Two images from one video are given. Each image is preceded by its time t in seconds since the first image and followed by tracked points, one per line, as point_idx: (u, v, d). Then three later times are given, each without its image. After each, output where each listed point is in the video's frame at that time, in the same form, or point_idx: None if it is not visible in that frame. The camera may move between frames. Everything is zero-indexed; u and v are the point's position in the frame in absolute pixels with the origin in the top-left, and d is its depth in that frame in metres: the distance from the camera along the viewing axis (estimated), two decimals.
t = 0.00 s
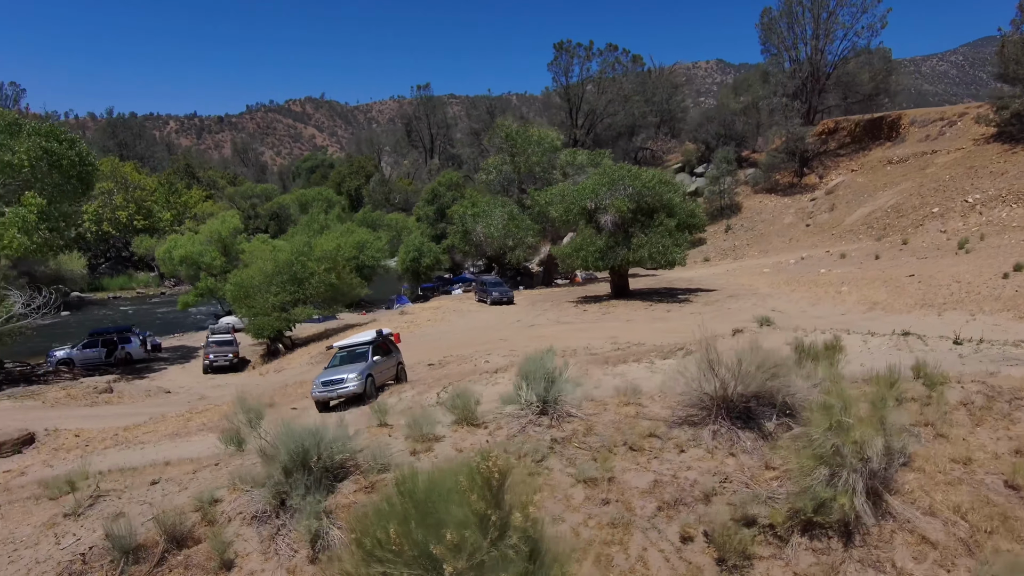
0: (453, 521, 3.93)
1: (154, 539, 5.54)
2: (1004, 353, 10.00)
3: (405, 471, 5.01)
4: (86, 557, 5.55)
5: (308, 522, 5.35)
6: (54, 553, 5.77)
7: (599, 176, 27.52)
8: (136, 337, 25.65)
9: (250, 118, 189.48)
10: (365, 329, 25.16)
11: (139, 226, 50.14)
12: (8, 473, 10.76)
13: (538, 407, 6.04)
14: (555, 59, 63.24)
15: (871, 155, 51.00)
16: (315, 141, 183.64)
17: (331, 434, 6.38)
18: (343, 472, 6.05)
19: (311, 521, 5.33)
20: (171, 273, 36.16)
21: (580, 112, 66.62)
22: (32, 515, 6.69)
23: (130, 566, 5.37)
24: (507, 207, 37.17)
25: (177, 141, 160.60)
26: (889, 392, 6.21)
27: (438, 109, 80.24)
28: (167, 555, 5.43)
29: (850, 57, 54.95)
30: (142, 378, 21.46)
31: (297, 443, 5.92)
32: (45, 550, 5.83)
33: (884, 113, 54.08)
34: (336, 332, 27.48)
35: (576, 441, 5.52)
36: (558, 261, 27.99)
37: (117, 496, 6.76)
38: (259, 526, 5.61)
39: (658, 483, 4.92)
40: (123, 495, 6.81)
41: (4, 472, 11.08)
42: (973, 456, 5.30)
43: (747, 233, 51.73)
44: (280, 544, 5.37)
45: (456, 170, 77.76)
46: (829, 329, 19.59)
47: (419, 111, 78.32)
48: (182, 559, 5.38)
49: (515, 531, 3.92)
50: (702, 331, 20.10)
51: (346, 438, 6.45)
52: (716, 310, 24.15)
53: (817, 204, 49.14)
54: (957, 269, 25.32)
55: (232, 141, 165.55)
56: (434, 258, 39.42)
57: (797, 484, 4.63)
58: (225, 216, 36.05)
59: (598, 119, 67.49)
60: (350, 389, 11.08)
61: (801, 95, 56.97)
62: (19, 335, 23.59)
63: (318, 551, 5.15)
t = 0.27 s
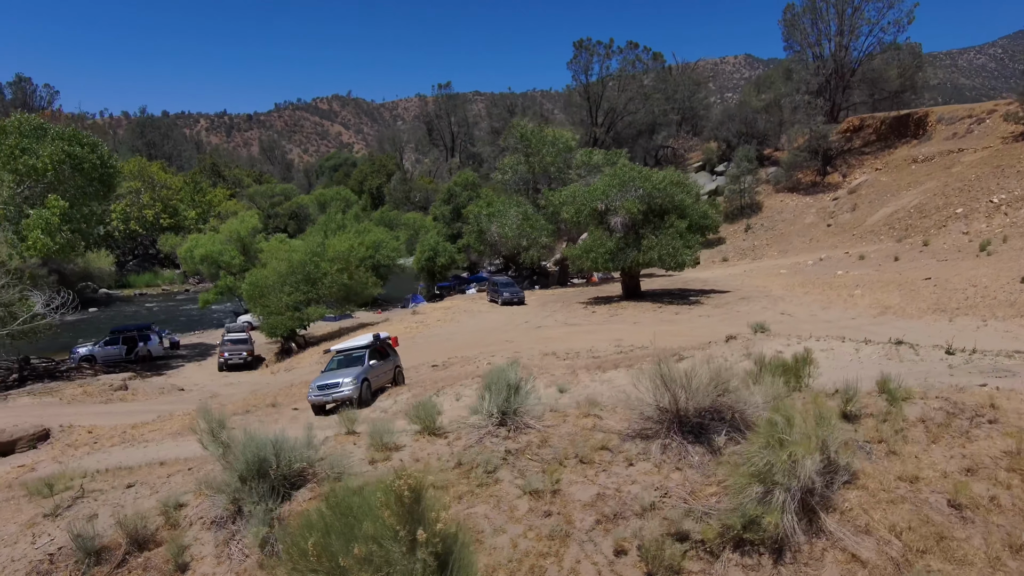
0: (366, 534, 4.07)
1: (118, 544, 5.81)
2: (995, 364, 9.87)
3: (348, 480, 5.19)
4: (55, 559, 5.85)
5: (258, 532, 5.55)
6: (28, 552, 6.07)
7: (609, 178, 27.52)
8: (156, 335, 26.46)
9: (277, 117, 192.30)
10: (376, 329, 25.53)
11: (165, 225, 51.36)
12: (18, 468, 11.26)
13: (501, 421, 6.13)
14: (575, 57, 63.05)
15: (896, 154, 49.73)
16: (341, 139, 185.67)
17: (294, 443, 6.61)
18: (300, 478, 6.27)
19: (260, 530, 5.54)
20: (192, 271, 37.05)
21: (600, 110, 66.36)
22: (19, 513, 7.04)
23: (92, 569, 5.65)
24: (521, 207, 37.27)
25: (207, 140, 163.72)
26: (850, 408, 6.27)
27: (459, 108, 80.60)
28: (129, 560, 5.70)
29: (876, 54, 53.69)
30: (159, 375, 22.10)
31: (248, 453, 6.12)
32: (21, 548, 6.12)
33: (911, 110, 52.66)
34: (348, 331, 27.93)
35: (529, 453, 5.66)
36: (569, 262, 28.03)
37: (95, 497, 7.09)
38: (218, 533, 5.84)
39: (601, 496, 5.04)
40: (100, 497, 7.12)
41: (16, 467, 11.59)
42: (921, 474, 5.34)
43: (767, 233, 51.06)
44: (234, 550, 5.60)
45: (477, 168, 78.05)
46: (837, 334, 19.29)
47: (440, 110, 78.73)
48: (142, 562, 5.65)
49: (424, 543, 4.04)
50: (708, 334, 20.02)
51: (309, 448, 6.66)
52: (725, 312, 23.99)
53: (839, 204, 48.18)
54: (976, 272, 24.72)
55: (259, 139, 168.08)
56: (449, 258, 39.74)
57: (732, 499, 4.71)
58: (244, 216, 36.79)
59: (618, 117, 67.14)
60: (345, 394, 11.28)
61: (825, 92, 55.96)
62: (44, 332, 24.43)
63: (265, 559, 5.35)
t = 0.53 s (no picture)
0: (290, 547, 4.15)
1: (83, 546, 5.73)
2: (989, 374, 9.70)
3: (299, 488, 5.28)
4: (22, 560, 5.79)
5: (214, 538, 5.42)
6: None
7: (620, 178, 27.42)
8: (173, 332, 27.09)
9: (303, 115, 194.56)
10: (386, 328, 25.78)
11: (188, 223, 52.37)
12: (26, 465, 11.64)
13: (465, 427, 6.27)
14: (594, 54, 62.70)
15: (922, 153, 48.13)
16: (365, 135, 187.21)
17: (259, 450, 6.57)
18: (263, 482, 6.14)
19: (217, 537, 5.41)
20: (212, 270, 37.75)
21: (619, 108, 65.91)
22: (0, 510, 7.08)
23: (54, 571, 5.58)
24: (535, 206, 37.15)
25: (234, 138, 166.27)
26: (814, 422, 6.28)
27: (479, 106, 80.71)
28: (92, 562, 5.63)
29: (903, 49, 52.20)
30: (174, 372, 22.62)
31: (211, 460, 5.98)
32: None
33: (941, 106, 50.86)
34: (361, 330, 28.26)
35: (487, 463, 5.76)
36: (579, 263, 27.97)
37: (74, 495, 6.99)
38: (181, 534, 5.73)
39: (551, 508, 5.12)
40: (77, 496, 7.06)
41: (25, 463, 11.98)
42: (877, 491, 5.30)
43: (788, 232, 50.25)
44: (192, 555, 5.48)
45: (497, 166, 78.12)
46: (845, 338, 18.98)
47: (460, 108, 78.91)
48: (105, 564, 5.58)
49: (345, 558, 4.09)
50: (715, 338, 19.86)
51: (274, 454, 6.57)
52: (735, 314, 23.76)
53: (861, 203, 47.10)
54: (996, 275, 24.06)
55: (285, 137, 170.24)
56: (464, 257, 39.90)
57: (675, 514, 4.72)
58: (262, 215, 37.38)
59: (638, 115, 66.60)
60: (341, 397, 11.30)
61: (849, 89, 54.84)
62: (66, 329, 25.14)
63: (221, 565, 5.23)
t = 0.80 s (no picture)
0: (221, 559, 4.21)
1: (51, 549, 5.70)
2: (987, 384, 9.47)
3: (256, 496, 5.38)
4: None
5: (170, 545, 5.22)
6: None
7: (633, 178, 27.25)
8: (190, 329, 27.65)
9: (329, 112, 196.55)
10: (397, 327, 25.97)
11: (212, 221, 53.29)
12: (35, 459, 12.02)
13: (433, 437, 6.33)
14: (615, 51, 62.25)
15: (950, 149, 46.86)
16: (390, 132, 188.47)
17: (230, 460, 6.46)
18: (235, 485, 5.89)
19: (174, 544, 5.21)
20: (232, 267, 38.39)
21: (640, 104, 65.34)
22: None
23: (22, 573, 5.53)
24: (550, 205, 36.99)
25: (261, 135, 168.78)
26: (785, 435, 6.21)
27: (500, 103, 80.67)
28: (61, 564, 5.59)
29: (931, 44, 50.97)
30: (190, 368, 23.10)
31: (177, 466, 5.81)
32: None
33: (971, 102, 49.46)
34: (374, 328, 28.55)
35: (450, 473, 5.82)
36: (591, 262, 27.87)
37: (56, 497, 6.99)
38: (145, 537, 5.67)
39: (505, 521, 5.16)
40: (57, 499, 6.96)
41: (35, 458, 12.37)
42: (837, 509, 5.22)
43: (810, 231, 49.36)
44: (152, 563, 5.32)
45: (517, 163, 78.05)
46: (856, 341, 18.63)
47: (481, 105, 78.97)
48: (72, 565, 5.54)
49: (275, 572, 4.07)
50: (723, 340, 19.67)
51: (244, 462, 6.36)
52: (747, 316, 23.48)
53: (886, 201, 45.98)
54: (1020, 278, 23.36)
55: (310, 134, 172.15)
56: (480, 255, 40.00)
57: (623, 530, 4.72)
58: (281, 213, 37.90)
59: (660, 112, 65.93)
60: (337, 399, 11.34)
61: (875, 84, 53.64)
62: (88, 325, 25.82)
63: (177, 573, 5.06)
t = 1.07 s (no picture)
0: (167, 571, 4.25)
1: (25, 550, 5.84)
2: (988, 395, 9.21)
3: (221, 505, 5.45)
4: None
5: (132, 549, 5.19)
6: None
7: (646, 176, 26.97)
8: (208, 325, 28.10)
9: (354, 107, 197.94)
10: (408, 325, 26.14)
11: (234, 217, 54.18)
12: (45, 454, 12.38)
13: (407, 446, 6.33)
14: (635, 46, 61.65)
15: (980, 145, 45.55)
16: (414, 127, 189.18)
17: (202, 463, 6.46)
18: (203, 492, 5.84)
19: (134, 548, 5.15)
20: (251, 264, 39.00)
21: (661, 100, 64.62)
22: None
23: None
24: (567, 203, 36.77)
25: (287, 131, 170.79)
26: (758, 449, 6.12)
27: (521, 100, 80.44)
28: (34, 565, 5.74)
29: (962, 37, 49.44)
30: (205, 364, 23.55)
31: (147, 469, 5.75)
32: None
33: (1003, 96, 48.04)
34: (387, 326, 28.78)
35: (417, 482, 5.85)
36: (604, 262, 27.72)
37: (38, 496, 7.16)
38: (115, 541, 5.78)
39: (464, 532, 5.17)
40: (39, 500, 7.03)
41: (46, 453, 12.74)
42: (802, 528, 5.11)
43: (833, 229, 48.43)
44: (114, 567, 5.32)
45: (537, 159, 77.89)
46: (868, 345, 18.23)
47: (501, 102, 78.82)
48: (44, 565, 5.70)
49: None
50: (732, 343, 19.43)
51: (216, 467, 6.36)
52: (759, 317, 23.15)
53: (912, 199, 44.82)
54: None
55: (334, 131, 173.70)
56: (495, 253, 40.02)
57: (576, 546, 4.71)
58: (299, 211, 38.36)
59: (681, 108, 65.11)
60: (336, 401, 11.44)
61: (904, 79, 52.26)
62: (109, 320, 26.45)
63: None
